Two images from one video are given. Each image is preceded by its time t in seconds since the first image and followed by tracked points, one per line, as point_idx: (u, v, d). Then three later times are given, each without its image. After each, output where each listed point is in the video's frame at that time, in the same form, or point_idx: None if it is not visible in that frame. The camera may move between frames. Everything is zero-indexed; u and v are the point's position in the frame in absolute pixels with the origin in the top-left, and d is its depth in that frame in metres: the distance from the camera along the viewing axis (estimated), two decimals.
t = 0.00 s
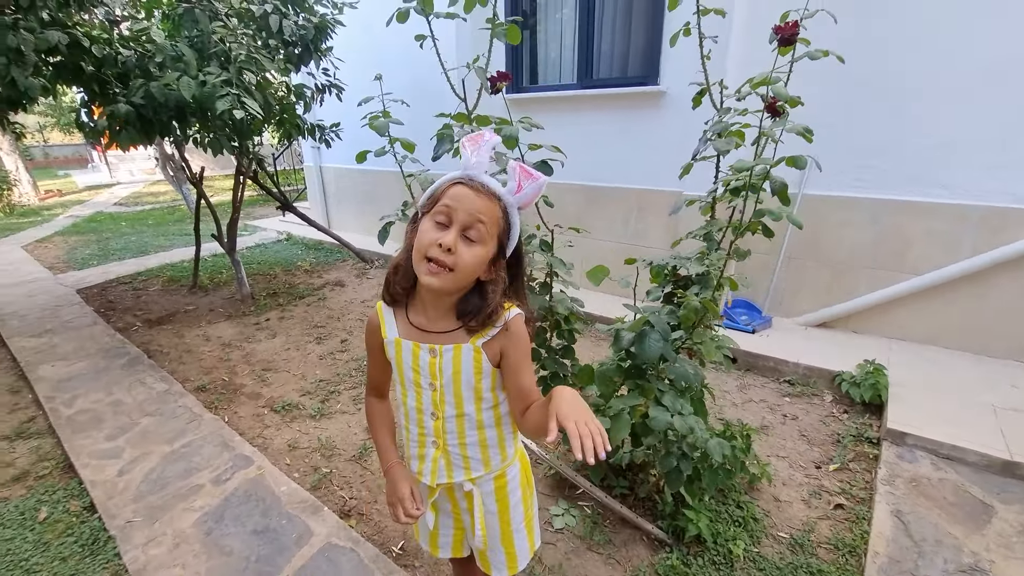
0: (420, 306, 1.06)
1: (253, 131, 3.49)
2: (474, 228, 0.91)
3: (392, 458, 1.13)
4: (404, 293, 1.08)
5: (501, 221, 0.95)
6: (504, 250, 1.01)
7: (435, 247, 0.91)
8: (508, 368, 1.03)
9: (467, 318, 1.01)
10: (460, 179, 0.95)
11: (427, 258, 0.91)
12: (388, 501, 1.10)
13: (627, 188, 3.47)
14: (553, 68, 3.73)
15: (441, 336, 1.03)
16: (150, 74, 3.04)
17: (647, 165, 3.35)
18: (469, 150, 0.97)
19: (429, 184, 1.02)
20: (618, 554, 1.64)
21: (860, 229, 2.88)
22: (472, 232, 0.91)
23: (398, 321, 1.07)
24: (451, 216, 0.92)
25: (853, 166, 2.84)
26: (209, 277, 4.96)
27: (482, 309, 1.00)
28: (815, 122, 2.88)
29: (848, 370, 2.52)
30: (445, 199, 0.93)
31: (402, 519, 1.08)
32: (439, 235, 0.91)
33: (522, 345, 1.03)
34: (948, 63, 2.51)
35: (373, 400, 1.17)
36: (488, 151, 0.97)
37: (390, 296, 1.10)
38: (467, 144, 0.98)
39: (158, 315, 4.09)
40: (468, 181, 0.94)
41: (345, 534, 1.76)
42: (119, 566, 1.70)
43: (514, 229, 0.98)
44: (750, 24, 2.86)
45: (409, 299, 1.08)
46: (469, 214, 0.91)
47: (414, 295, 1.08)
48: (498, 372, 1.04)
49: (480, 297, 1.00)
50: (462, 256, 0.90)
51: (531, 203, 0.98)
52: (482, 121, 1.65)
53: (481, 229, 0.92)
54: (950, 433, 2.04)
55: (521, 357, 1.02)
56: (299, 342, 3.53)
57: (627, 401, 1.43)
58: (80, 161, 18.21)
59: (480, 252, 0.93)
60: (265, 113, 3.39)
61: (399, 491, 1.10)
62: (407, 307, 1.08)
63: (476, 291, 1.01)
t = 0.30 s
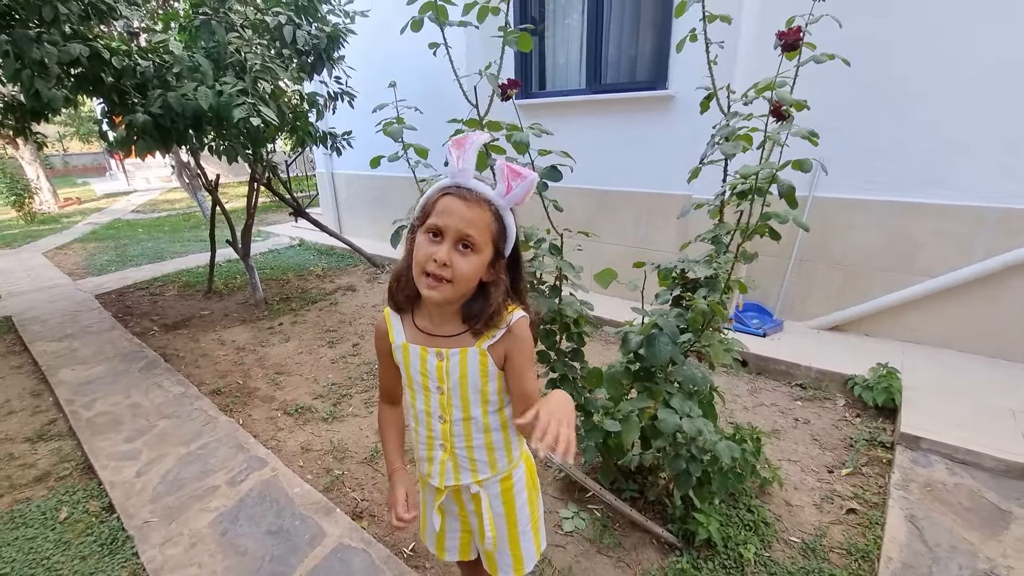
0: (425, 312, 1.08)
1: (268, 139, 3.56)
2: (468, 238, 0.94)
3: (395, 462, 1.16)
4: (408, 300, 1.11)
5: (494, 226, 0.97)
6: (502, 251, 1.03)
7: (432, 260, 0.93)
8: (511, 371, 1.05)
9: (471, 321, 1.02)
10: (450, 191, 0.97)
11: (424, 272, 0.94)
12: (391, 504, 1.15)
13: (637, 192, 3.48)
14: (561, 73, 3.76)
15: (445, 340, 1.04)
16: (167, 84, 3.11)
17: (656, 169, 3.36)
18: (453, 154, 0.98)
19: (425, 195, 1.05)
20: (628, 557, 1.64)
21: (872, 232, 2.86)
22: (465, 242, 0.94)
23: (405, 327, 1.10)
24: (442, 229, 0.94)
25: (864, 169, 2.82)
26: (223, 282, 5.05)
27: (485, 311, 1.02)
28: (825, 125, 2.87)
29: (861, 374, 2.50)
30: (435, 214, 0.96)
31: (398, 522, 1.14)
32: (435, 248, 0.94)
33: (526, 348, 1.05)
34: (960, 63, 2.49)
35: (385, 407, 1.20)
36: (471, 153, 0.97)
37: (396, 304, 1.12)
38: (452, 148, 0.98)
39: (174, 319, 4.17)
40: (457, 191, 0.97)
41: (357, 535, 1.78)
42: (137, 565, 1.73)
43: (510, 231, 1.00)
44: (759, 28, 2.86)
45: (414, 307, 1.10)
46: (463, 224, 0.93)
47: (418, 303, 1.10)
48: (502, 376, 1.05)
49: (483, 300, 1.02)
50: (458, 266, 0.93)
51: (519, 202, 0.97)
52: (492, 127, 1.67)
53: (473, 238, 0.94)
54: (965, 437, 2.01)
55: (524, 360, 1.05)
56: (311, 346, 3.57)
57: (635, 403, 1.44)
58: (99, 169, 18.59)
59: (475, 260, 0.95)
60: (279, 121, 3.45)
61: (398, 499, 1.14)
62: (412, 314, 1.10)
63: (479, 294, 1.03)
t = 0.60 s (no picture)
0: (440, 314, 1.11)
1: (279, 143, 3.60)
2: (475, 254, 0.94)
3: (405, 461, 1.16)
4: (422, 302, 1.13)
5: (498, 232, 0.97)
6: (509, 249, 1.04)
7: (443, 281, 0.95)
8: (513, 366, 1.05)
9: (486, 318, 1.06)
10: (447, 208, 0.97)
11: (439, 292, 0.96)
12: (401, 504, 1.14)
13: (645, 194, 3.47)
14: (570, 76, 3.77)
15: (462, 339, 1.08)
16: (181, 89, 3.15)
17: (666, 171, 3.35)
18: (437, 165, 0.96)
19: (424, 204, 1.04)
20: (637, 560, 1.63)
21: (885, 234, 2.83)
22: (472, 258, 0.94)
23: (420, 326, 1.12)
24: (448, 249, 0.95)
25: (876, 170, 2.79)
26: (235, 284, 5.10)
27: (499, 308, 1.06)
28: (836, 126, 2.85)
29: (874, 378, 2.47)
30: (438, 235, 0.96)
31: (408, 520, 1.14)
32: (444, 267, 0.95)
33: (532, 343, 1.07)
34: (973, 63, 2.46)
35: (395, 406, 1.20)
36: (455, 163, 0.95)
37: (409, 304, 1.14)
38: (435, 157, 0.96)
39: (186, 321, 4.22)
40: (456, 207, 0.96)
41: (367, 536, 1.79)
42: (150, 564, 1.75)
43: (515, 231, 1.01)
44: (770, 29, 2.85)
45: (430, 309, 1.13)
46: (469, 242, 0.94)
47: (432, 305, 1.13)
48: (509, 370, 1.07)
49: (497, 297, 1.06)
50: (471, 283, 0.95)
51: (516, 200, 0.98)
52: (501, 129, 1.67)
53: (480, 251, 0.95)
54: (981, 442, 1.98)
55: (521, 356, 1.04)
56: (321, 348, 3.60)
57: (645, 405, 1.43)
58: (113, 173, 18.88)
59: (486, 271, 0.96)
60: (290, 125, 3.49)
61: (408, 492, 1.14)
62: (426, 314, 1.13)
63: (492, 292, 1.06)
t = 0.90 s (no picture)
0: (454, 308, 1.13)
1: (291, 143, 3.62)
2: (477, 247, 0.95)
3: (423, 455, 1.16)
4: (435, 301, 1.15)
5: (499, 224, 0.97)
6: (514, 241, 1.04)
7: (449, 277, 0.96)
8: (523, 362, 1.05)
9: (499, 312, 1.07)
10: (446, 205, 0.97)
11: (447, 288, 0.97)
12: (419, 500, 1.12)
13: (656, 195, 3.45)
14: (580, 76, 3.76)
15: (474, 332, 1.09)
16: (195, 91, 3.19)
17: (677, 171, 3.33)
18: (434, 164, 0.98)
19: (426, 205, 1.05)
20: (647, 563, 1.61)
21: (900, 235, 2.79)
22: (475, 251, 0.95)
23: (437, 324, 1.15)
24: (451, 245, 0.96)
25: (891, 171, 2.75)
26: (246, 284, 5.14)
27: (509, 300, 1.06)
28: (851, 125, 2.82)
29: (889, 381, 2.44)
30: (440, 232, 0.97)
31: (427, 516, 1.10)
32: (450, 264, 0.96)
33: (545, 340, 1.07)
34: (992, 62, 2.42)
35: (410, 401, 1.20)
36: (450, 159, 0.96)
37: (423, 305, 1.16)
38: (431, 157, 0.98)
39: (199, 320, 4.27)
40: (453, 203, 0.96)
41: (376, 535, 1.79)
42: (162, 560, 1.76)
43: (517, 222, 1.00)
44: (784, 28, 2.83)
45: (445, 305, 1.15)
46: (469, 236, 0.94)
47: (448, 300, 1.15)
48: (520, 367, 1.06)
49: (507, 291, 1.06)
50: (476, 276, 0.95)
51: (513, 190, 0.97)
52: (512, 129, 1.66)
53: (482, 244, 0.95)
54: (1000, 448, 1.95)
55: (533, 352, 1.05)
56: (331, 347, 3.61)
57: (655, 406, 1.42)
58: (128, 174, 19.16)
59: (490, 264, 0.97)
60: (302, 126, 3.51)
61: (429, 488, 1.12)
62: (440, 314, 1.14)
63: (502, 286, 1.06)
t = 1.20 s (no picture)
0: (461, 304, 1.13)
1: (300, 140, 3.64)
2: (491, 231, 0.96)
3: (427, 447, 1.17)
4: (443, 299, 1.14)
5: (511, 208, 0.98)
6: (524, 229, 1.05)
7: (464, 264, 0.95)
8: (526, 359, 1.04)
9: (509, 304, 1.07)
10: (458, 192, 0.98)
11: (461, 276, 0.97)
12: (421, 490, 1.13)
13: (665, 194, 3.44)
14: (590, 75, 3.75)
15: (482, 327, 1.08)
16: (206, 87, 3.21)
17: (686, 171, 3.31)
18: (443, 155, 0.99)
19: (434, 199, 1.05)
20: (651, 564, 1.60)
21: (912, 238, 2.76)
22: (489, 236, 0.96)
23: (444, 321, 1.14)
24: (464, 231, 0.96)
25: (905, 172, 2.72)
26: (255, 280, 5.18)
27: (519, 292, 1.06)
28: (863, 125, 2.79)
29: (899, 385, 2.41)
30: (454, 219, 0.97)
31: (428, 506, 1.11)
32: (464, 251, 0.96)
33: (552, 337, 1.06)
34: (1009, 63, 2.39)
35: (417, 392, 1.21)
36: (459, 147, 0.98)
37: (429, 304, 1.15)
38: (439, 150, 1.00)
39: (207, 315, 4.30)
40: (466, 189, 0.97)
41: (379, 531, 1.80)
42: (167, 552, 1.77)
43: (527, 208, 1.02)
44: (795, 27, 2.80)
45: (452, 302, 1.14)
46: (483, 220, 0.95)
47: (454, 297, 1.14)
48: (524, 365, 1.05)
49: (517, 282, 1.06)
50: (491, 262, 0.95)
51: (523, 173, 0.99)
52: (520, 126, 1.65)
53: (496, 229, 0.96)
54: (1012, 454, 1.92)
55: (537, 350, 1.04)
56: (338, 344, 3.63)
57: (661, 405, 1.41)
58: (139, 170, 19.35)
59: (504, 249, 0.97)
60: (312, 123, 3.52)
61: (434, 478, 1.13)
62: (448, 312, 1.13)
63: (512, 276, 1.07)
